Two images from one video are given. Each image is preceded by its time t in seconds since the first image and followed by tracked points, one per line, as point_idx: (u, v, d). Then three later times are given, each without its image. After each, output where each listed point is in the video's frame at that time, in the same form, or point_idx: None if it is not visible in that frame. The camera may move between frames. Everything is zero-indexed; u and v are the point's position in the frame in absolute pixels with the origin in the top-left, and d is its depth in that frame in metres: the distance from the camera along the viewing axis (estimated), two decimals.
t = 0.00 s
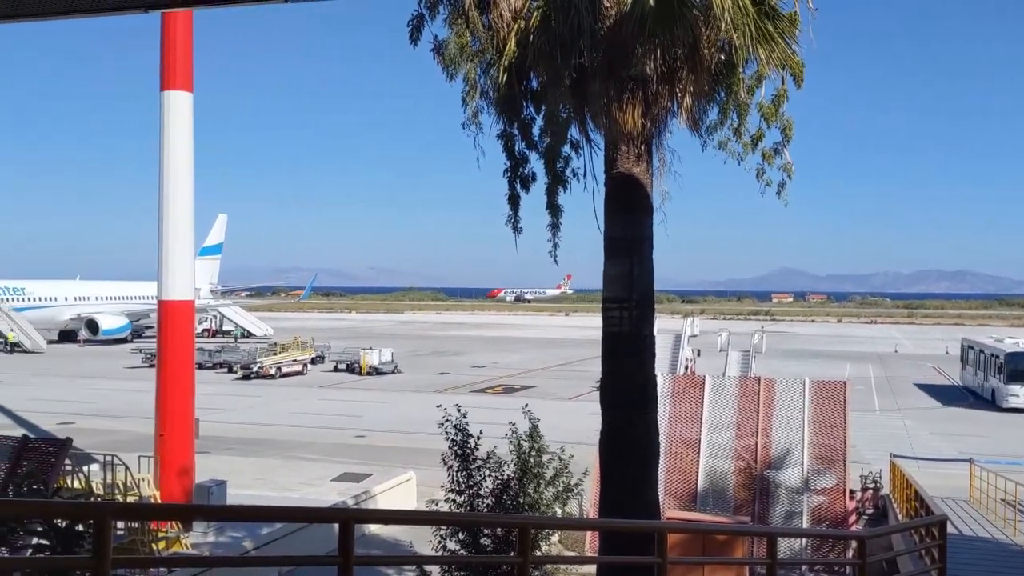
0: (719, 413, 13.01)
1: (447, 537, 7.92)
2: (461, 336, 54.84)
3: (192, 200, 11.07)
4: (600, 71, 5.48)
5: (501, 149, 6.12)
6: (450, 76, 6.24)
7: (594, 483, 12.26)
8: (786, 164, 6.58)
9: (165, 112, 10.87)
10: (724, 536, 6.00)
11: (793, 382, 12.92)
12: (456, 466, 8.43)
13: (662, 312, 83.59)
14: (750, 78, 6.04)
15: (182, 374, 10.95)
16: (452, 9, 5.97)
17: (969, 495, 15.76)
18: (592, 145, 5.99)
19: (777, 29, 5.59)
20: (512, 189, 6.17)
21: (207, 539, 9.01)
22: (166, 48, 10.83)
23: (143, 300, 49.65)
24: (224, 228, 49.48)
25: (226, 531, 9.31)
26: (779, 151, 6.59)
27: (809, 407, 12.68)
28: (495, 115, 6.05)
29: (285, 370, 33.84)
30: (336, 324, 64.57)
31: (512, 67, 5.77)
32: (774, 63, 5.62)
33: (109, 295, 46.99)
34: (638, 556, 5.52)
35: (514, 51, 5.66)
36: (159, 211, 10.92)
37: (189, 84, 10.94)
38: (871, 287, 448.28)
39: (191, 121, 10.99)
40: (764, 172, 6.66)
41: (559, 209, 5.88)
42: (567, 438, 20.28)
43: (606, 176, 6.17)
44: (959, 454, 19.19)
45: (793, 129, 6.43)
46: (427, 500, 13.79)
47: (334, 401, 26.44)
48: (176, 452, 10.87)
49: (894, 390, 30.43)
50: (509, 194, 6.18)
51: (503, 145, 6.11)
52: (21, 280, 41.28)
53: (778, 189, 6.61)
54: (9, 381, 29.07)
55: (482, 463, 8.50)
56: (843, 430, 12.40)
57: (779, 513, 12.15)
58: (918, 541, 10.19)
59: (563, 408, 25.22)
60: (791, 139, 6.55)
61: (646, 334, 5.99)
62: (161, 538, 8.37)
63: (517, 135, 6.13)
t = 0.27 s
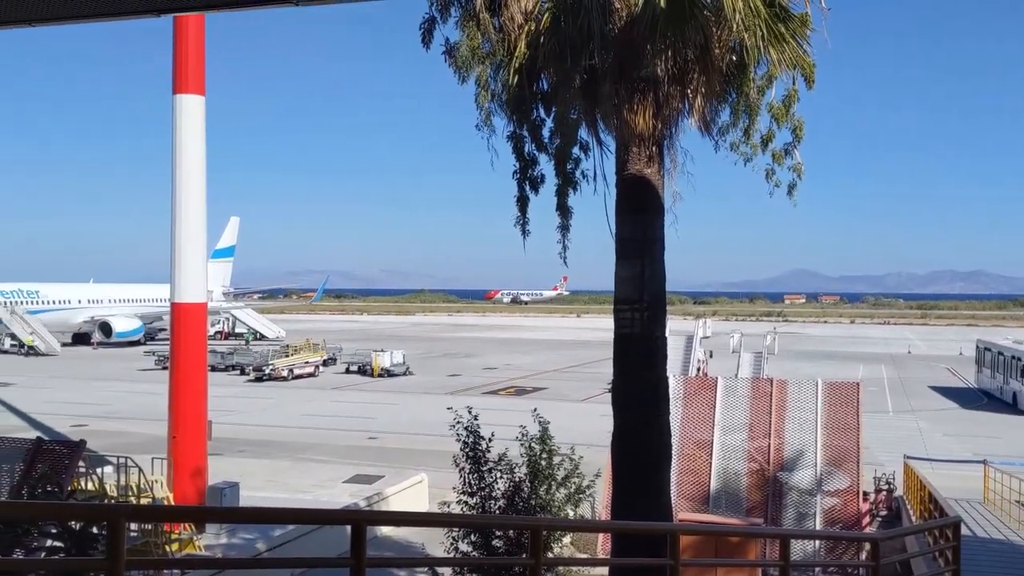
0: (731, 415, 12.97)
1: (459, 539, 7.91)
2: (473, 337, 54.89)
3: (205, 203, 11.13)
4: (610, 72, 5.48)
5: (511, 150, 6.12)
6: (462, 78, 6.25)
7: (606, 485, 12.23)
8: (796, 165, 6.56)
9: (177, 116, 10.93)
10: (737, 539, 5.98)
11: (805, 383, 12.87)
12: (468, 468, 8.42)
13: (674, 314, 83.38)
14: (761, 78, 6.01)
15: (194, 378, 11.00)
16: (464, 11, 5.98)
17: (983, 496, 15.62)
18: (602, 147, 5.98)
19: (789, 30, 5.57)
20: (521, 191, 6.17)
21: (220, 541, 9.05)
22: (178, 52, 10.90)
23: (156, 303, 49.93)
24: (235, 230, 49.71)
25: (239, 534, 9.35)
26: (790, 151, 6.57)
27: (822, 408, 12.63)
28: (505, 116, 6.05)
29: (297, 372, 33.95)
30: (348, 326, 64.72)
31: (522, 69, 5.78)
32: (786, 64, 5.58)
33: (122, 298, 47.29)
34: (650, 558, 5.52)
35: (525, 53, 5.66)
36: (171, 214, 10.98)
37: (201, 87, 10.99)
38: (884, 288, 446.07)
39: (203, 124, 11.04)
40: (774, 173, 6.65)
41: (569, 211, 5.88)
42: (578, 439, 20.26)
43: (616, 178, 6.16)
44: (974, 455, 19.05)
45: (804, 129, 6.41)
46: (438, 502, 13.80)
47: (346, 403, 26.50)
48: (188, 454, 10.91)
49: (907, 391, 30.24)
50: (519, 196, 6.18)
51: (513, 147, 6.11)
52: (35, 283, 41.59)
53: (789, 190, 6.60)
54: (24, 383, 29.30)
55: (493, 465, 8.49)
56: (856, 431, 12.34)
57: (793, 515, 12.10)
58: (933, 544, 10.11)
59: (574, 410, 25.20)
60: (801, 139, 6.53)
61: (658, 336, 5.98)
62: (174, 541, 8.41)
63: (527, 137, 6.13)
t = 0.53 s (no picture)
0: (738, 416, 12.95)
1: (465, 540, 7.91)
2: (480, 338, 54.89)
3: (211, 205, 11.15)
4: (616, 73, 5.48)
5: (516, 151, 6.12)
6: (468, 80, 6.26)
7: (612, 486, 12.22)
8: (801, 165, 6.55)
9: (184, 118, 10.96)
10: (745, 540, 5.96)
11: (813, 384, 12.85)
12: (474, 469, 8.42)
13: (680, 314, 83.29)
14: (767, 78, 6.01)
15: (200, 379, 11.03)
16: (469, 13, 5.98)
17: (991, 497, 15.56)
18: (607, 147, 5.97)
19: (795, 31, 5.56)
20: (525, 192, 6.17)
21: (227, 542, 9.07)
22: (184, 54, 10.93)
23: (163, 304, 50.05)
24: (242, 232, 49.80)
25: (246, 535, 9.37)
26: (795, 152, 6.56)
27: (829, 409, 12.60)
28: (510, 117, 6.05)
29: (303, 373, 34.02)
30: (354, 327, 64.81)
31: (528, 70, 5.78)
32: (792, 64, 5.57)
33: (130, 299, 47.45)
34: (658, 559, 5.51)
35: (530, 54, 5.66)
36: (177, 216, 11.00)
37: (207, 89, 11.02)
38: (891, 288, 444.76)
39: (210, 126, 11.07)
40: (779, 173, 6.63)
41: (573, 212, 5.87)
42: (585, 440, 20.25)
43: (621, 178, 6.15)
44: (982, 456, 18.98)
45: (809, 130, 6.40)
46: (444, 503, 13.82)
47: (352, 404, 26.52)
48: (195, 455, 10.94)
49: (915, 392, 30.13)
50: (522, 196, 6.18)
51: (517, 148, 6.11)
52: (42, 285, 41.73)
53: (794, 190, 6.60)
54: (32, 385, 29.42)
55: (499, 466, 8.49)
56: (863, 432, 12.32)
57: (800, 516, 12.06)
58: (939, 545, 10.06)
59: (580, 410, 25.19)
60: (806, 140, 6.52)
61: (664, 337, 5.97)
62: (181, 542, 8.44)
63: (531, 138, 6.12)
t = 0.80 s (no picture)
0: (750, 417, 12.90)
1: (476, 541, 7.91)
2: (490, 339, 54.90)
3: (222, 207, 11.20)
4: (625, 73, 5.48)
5: (525, 152, 6.12)
6: (477, 82, 6.27)
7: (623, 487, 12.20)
8: (812, 165, 6.53)
9: (195, 120, 11.01)
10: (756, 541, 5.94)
11: (824, 385, 12.80)
12: (485, 471, 8.40)
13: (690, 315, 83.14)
14: (778, 78, 5.99)
15: (211, 380, 11.07)
16: (479, 14, 5.98)
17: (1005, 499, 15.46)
18: (617, 147, 5.97)
19: (806, 30, 5.54)
20: (533, 193, 6.16)
21: (238, 543, 9.09)
22: (195, 56, 10.98)
23: (174, 306, 50.26)
24: (252, 234, 49.97)
25: (257, 535, 9.40)
26: (806, 152, 6.54)
27: (840, 410, 12.55)
28: (519, 118, 6.05)
29: (314, 374, 34.10)
30: (365, 328, 64.98)
31: (537, 71, 5.78)
32: (803, 63, 5.55)
33: (142, 301, 47.68)
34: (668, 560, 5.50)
35: (539, 54, 5.66)
36: (188, 217, 11.05)
37: (218, 91, 11.06)
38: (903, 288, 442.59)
39: (221, 128, 11.11)
40: (790, 174, 6.61)
41: (582, 212, 5.87)
42: (595, 441, 20.23)
43: (631, 178, 6.14)
44: (996, 456, 18.86)
45: (821, 130, 6.37)
46: (455, 504, 13.82)
47: (363, 405, 26.56)
48: (206, 456, 10.98)
49: (928, 392, 29.97)
50: (531, 197, 6.17)
51: (526, 149, 6.11)
52: (55, 286, 41.95)
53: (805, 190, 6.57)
54: (45, 386, 29.61)
55: (510, 467, 8.48)
56: (875, 433, 12.26)
57: (812, 517, 12.00)
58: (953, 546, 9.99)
59: (590, 411, 25.17)
60: (818, 140, 6.49)
61: (674, 338, 5.96)
62: (193, 543, 8.48)
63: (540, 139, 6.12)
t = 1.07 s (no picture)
0: (761, 417, 12.86)
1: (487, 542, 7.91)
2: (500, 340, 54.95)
3: (233, 208, 11.24)
4: (636, 74, 5.47)
5: (535, 152, 6.11)
6: (485, 82, 6.27)
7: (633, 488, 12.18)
8: (825, 165, 6.50)
9: (206, 122, 11.05)
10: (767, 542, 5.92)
11: (836, 386, 12.76)
12: (495, 472, 8.40)
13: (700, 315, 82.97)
14: (790, 77, 5.97)
15: (222, 380, 11.11)
16: (488, 15, 5.98)
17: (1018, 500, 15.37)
18: (627, 148, 5.96)
19: (818, 29, 5.52)
20: (543, 193, 6.16)
21: (250, 543, 9.12)
22: (206, 58, 11.03)
23: (185, 307, 50.48)
24: (263, 235, 50.15)
25: (268, 536, 9.43)
26: (818, 152, 6.51)
27: (852, 411, 12.51)
28: (529, 119, 6.04)
29: (325, 375, 34.20)
30: (376, 329, 65.16)
31: (547, 72, 5.78)
32: (814, 62, 5.53)
33: (153, 302, 47.89)
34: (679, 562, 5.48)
35: (549, 55, 5.66)
36: (200, 219, 11.10)
37: (229, 93, 11.10)
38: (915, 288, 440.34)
39: (232, 130, 11.16)
40: (802, 174, 6.59)
41: (592, 213, 5.86)
42: (605, 442, 20.21)
43: (642, 179, 6.13)
44: (1009, 457, 18.75)
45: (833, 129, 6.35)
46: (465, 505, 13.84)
47: (373, 406, 26.62)
48: (218, 457, 11.03)
49: (940, 393, 29.81)
50: (541, 198, 6.17)
51: (536, 149, 6.11)
52: (68, 288, 42.19)
53: (817, 191, 6.55)
54: (58, 387, 29.78)
55: (520, 468, 8.47)
56: (887, 434, 12.20)
57: (824, 519, 11.93)
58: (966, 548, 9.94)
59: (600, 412, 25.15)
60: (830, 139, 6.46)
61: (685, 339, 5.94)
62: (204, 543, 8.51)
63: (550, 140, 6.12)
